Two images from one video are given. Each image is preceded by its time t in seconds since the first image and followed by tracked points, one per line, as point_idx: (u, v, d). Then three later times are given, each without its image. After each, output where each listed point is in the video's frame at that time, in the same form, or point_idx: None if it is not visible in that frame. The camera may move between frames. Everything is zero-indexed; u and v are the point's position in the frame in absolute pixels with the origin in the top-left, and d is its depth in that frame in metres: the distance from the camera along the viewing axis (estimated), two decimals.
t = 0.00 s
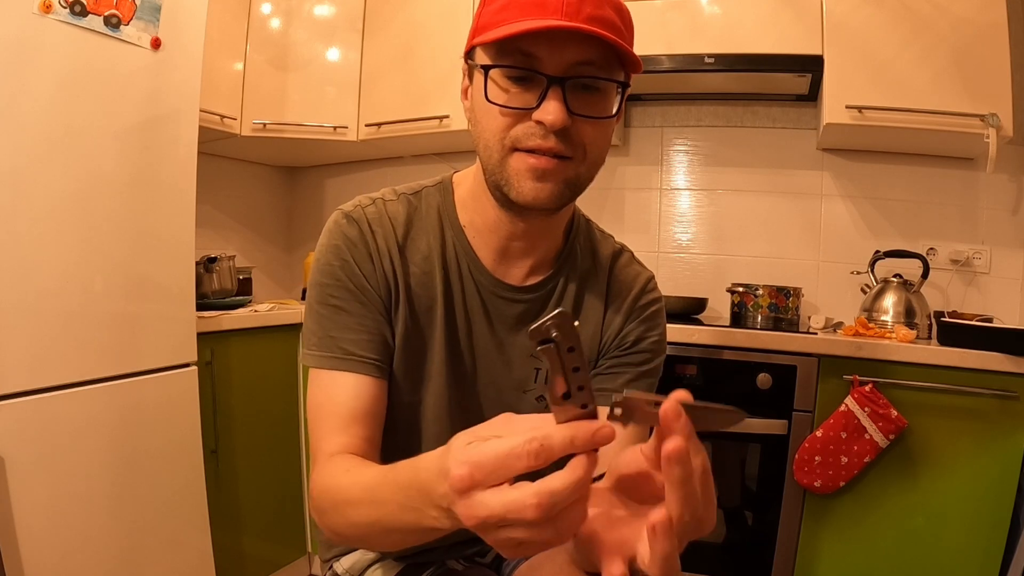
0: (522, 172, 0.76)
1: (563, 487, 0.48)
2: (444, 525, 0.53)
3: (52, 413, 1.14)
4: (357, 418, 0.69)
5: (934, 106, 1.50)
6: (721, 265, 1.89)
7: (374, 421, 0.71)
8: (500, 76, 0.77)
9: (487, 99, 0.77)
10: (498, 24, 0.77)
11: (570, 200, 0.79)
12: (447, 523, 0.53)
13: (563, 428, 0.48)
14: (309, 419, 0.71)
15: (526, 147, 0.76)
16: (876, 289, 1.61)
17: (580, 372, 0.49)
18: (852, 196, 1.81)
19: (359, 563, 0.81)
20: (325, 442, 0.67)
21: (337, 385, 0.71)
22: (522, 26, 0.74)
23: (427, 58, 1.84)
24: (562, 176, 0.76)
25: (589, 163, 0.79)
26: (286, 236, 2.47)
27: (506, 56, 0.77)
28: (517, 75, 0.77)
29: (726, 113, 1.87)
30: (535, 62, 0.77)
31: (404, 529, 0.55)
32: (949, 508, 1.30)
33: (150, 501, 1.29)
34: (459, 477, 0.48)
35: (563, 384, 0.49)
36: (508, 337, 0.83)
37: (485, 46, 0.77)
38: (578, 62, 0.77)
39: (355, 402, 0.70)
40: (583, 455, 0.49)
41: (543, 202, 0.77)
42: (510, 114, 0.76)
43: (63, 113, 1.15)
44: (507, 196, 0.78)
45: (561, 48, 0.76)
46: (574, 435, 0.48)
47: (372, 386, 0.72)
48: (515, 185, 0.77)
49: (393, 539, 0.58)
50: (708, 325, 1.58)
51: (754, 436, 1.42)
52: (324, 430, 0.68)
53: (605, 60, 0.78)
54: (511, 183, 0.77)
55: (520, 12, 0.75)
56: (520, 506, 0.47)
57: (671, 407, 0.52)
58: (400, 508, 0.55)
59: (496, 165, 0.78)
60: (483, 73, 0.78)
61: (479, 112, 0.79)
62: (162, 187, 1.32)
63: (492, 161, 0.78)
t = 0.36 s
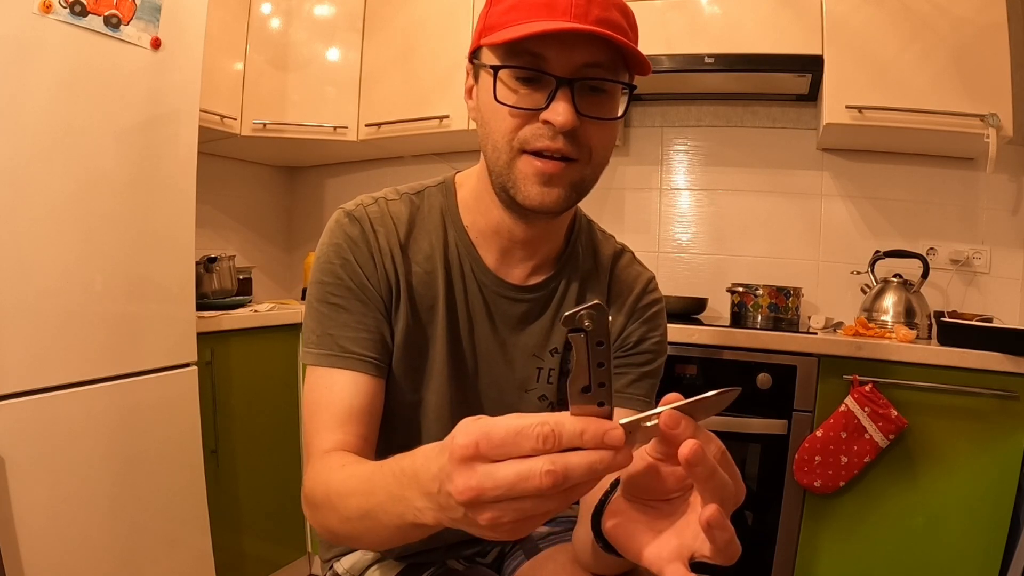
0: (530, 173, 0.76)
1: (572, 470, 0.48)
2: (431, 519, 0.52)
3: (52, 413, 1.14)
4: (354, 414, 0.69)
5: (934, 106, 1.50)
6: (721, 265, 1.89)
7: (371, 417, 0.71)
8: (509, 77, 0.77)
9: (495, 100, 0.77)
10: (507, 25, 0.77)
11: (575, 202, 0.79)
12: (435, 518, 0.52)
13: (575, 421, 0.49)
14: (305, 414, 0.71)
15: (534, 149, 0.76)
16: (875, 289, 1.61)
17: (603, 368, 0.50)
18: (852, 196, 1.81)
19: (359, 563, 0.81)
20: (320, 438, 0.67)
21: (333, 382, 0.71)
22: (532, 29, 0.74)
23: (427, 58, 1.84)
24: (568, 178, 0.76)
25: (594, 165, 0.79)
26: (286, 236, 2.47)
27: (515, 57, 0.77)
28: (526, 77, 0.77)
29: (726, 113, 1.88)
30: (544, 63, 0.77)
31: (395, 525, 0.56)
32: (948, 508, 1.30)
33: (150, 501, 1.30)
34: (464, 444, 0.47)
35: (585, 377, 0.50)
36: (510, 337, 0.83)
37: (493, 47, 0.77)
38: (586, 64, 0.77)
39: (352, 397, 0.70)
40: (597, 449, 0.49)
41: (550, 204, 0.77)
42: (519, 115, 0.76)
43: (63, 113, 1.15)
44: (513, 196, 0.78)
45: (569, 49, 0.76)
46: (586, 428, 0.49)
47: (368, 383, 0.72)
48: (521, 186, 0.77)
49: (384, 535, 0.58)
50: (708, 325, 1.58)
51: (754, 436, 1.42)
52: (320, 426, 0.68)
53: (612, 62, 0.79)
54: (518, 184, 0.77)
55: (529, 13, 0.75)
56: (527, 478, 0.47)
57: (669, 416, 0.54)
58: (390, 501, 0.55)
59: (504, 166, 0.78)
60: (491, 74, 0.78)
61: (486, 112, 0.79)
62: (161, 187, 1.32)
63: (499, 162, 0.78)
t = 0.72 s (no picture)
0: (529, 170, 0.76)
1: (576, 472, 0.47)
2: (425, 519, 0.52)
3: (51, 413, 1.14)
4: (349, 411, 0.69)
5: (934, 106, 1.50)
6: (721, 265, 1.89)
7: (366, 415, 0.71)
8: (508, 74, 0.77)
9: (494, 97, 0.77)
10: (505, 24, 0.77)
11: (574, 199, 0.79)
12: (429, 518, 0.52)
13: (581, 424, 0.49)
14: (299, 413, 0.71)
15: (533, 145, 0.76)
16: (875, 289, 1.61)
17: (607, 373, 0.50)
18: (852, 196, 1.81)
19: (359, 563, 0.81)
20: (313, 436, 0.67)
21: (328, 378, 0.71)
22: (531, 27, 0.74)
23: (427, 58, 1.84)
24: (568, 174, 0.76)
25: (593, 162, 0.79)
26: (286, 236, 2.47)
27: (514, 54, 0.77)
28: (524, 74, 0.77)
29: (726, 113, 1.88)
30: (542, 61, 0.77)
31: (387, 522, 0.56)
32: (949, 508, 1.30)
33: (150, 501, 1.30)
34: (469, 441, 0.47)
35: (589, 380, 0.50)
36: (510, 334, 0.83)
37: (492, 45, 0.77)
38: (584, 61, 0.77)
39: (347, 393, 0.70)
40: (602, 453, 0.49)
41: (549, 200, 0.77)
42: (517, 112, 0.76)
43: (63, 113, 1.15)
44: (512, 193, 0.78)
45: (568, 47, 0.76)
46: (593, 431, 0.49)
47: (363, 379, 0.72)
48: (521, 183, 0.77)
49: (378, 535, 0.58)
50: (708, 325, 1.58)
51: (754, 436, 1.42)
52: (314, 422, 0.68)
53: (610, 58, 0.79)
54: (517, 181, 0.77)
55: (526, 11, 0.75)
56: (530, 477, 0.46)
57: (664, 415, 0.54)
58: (382, 498, 0.55)
59: (503, 164, 0.78)
60: (490, 72, 0.78)
61: (485, 110, 0.79)
62: (161, 187, 1.32)
63: (499, 159, 0.78)
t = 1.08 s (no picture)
0: (529, 169, 0.76)
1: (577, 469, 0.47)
2: (425, 514, 0.52)
3: (51, 413, 1.14)
4: (347, 410, 0.69)
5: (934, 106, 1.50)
6: (721, 265, 1.89)
7: (363, 414, 0.71)
8: (508, 73, 0.77)
9: (494, 98, 0.77)
10: (505, 24, 0.77)
11: (575, 198, 0.79)
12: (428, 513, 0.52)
13: (591, 423, 0.49)
14: (296, 412, 0.71)
15: (533, 145, 0.76)
16: (875, 289, 1.61)
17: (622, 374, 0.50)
18: (852, 196, 1.81)
19: (359, 563, 0.81)
20: (311, 434, 0.68)
21: (325, 378, 0.71)
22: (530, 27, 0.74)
23: (427, 58, 1.84)
24: (568, 174, 0.76)
25: (593, 162, 0.79)
26: (286, 236, 2.47)
27: (514, 54, 0.77)
28: (524, 74, 0.77)
29: (726, 113, 1.88)
30: (543, 61, 0.77)
31: (385, 519, 0.56)
32: (948, 508, 1.30)
33: (150, 500, 1.30)
34: (479, 426, 0.48)
35: (604, 383, 0.50)
36: (510, 333, 0.83)
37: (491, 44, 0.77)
38: (584, 61, 0.77)
39: (344, 394, 0.70)
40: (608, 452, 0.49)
41: (548, 200, 0.77)
42: (518, 112, 0.76)
43: (63, 113, 1.15)
44: (511, 192, 0.78)
45: (568, 46, 0.76)
46: (602, 432, 0.49)
47: (359, 379, 0.72)
48: (521, 182, 0.77)
49: (377, 532, 0.58)
50: (708, 325, 1.58)
51: (754, 436, 1.42)
52: (311, 421, 0.68)
53: (610, 58, 0.79)
54: (517, 180, 0.77)
55: (527, 11, 0.75)
56: (532, 468, 0.46)
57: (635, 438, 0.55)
58: (381, 495, 0.55)
59: (503, 163, 0.78)
60: (490, 71, 0.78)
61: (485, 109, 0.79)
62: (161, 187, 1.32)
63: (498, 159, 0.78)
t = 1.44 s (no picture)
0: (524, 170, 0.76)
1: (579, 466, 0.47)
2: (417, 507, 0.53)
3: (52, 413, 1.14)
4: (347, 410, 0.70)
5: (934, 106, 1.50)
6: (721, 265, 1.89)
7: (364, 413, 0.71)
8: (502, 74, 0.77)
9: (489, 98, 0.77)
10: (500, 24, 0.77)
11: (572, 198, 0.79)
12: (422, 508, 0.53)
13: (591, 422, 0.49)
14: (297, 413, 0.71)
15: (528, 145, 0.76)
16: (875, 289, 1.61)
17: (619, 377, 0.51)
18: (852, 196, 1.81)
19: (359, 563, 0.81)
20: (312, 434, 0.68)
21: (326, 379, 0.71)
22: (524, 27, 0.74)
23: (427, 57, 1.84)
24: (564, 174, 0.76)
25: (591, 161, 0.79)
26: (286, 236, 2.47)
27: (508, 54, 0.77)
28: (517, 74, 0.77)
29: (726, 113, 1.88)
30: (537, 61, 0.77)
31: (385, 517, 0.56)
32: (948, 508, 1.30)
33: (150, 500, 1.30)
34: (480, 415, 0.47)
35: (603, 385, 0.51)
36: (511, 333, 0.83)
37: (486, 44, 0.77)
38: (579, 61, 0.77)
39: (345, 395, 0.70)
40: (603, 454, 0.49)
41: (544, 200, 0.77)
42: (512, 112, 0.76)
43: (63, 113, 1.15)
44: (508, 192, 0.78)
45: (562, 46, 0.76)
46: (601, 430, 0.49)
47: (359, 380, 0.72)
48: (517, 182, 0.77)
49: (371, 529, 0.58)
50: (708, 325, 1.58)
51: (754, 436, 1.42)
52: (312, 422, 0.68)
53: (606, 58, 0.79)
54: (513, 181, 0.77)
55: (521, 11, 0.75)
56: (534, 461, 0.46)
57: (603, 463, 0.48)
58: (377, 489, 0.55)
59: (499, 164, 0.78)
60: (484, 72, 0.78)
61: (481, 110, 0.79)
62: (162, 187, 1.32)
63: (495, 160, 0.78)
